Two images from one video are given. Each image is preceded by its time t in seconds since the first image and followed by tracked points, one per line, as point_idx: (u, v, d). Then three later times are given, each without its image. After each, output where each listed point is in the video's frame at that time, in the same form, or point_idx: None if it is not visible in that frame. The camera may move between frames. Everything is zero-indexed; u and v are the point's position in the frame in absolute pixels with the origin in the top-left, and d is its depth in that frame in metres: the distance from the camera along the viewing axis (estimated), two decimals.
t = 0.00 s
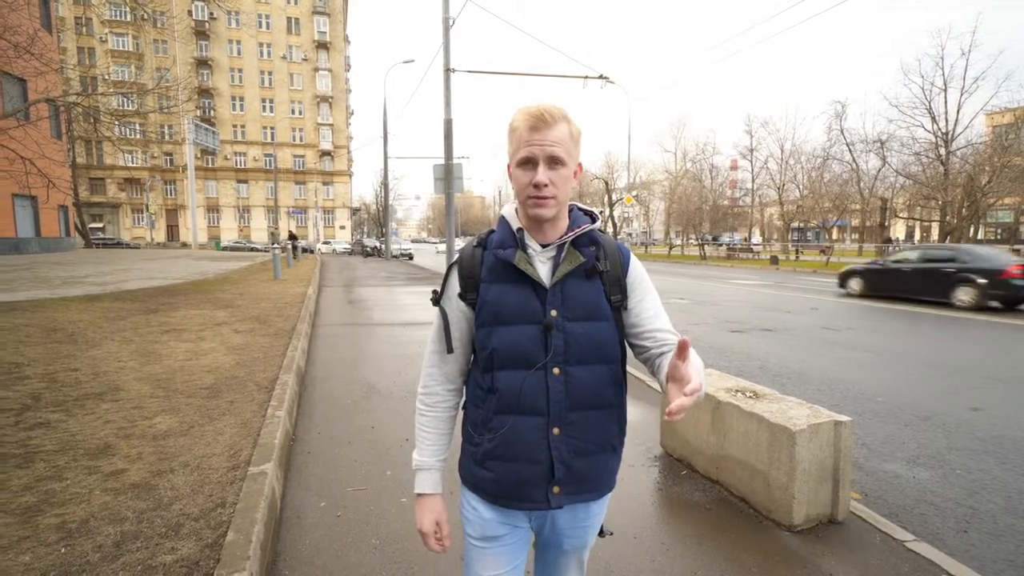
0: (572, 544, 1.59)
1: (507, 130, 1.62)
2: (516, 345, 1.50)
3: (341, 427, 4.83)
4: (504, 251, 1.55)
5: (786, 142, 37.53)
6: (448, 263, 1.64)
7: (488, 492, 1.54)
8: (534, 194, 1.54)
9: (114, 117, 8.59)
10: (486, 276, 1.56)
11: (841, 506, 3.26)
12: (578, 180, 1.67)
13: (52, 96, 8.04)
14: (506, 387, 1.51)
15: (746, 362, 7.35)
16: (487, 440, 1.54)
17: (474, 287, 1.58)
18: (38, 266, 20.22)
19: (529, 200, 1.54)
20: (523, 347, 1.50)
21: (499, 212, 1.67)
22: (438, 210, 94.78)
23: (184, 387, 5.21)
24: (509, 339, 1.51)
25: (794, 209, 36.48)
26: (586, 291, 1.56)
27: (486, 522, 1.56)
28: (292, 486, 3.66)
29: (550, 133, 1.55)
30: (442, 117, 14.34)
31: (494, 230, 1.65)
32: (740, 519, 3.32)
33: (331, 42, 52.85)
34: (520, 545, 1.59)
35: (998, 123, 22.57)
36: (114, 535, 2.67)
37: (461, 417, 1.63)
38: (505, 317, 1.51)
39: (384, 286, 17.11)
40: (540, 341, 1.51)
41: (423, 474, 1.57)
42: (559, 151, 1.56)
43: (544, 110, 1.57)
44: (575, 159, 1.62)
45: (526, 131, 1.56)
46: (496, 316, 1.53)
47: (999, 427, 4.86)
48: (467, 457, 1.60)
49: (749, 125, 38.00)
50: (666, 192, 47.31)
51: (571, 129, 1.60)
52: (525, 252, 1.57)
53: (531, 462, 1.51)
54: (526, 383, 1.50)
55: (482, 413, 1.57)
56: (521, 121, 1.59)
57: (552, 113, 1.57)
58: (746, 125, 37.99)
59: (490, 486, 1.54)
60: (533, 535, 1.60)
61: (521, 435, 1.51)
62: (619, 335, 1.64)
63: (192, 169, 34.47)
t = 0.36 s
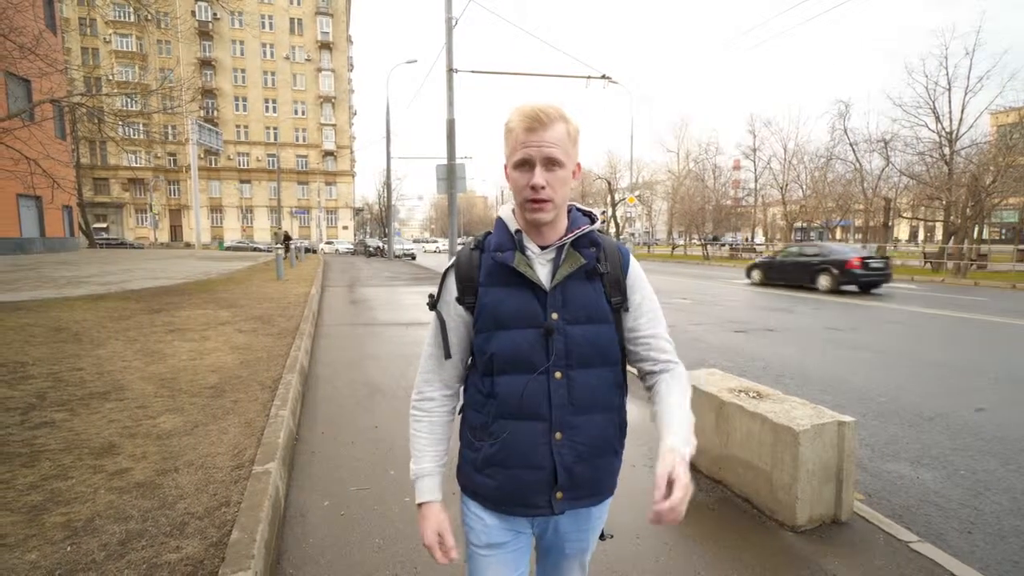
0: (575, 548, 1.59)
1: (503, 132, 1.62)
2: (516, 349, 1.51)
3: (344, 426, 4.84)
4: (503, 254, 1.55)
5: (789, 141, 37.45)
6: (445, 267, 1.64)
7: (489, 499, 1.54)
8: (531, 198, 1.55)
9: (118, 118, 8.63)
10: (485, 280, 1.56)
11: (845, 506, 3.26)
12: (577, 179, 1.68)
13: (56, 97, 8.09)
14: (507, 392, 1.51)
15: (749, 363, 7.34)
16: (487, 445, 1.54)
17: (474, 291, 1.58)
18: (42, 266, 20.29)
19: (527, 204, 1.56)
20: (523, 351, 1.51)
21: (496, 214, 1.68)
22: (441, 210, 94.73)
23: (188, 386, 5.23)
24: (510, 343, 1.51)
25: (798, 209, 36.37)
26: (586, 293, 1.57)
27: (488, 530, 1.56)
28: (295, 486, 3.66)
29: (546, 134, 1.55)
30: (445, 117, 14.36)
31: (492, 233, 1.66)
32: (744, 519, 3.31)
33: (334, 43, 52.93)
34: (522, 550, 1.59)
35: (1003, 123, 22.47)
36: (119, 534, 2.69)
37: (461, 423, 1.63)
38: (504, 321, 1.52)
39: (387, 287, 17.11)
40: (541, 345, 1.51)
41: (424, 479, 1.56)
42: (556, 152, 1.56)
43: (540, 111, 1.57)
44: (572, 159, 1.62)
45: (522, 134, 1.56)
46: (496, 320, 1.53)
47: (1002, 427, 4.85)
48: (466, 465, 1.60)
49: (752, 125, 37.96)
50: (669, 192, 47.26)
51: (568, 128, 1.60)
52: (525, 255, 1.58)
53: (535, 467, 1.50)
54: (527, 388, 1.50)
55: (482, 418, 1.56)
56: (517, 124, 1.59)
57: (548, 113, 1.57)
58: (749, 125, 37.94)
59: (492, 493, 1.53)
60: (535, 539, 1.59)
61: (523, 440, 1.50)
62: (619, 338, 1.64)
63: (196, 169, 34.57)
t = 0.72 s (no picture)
0: (576, 555, 1.58)
1: (495, 124, 1.56)
2: (520, 354, 1.46)
3: (346, 426, 4.84)
4: (504, 254, 1.48)
5: (792, 141, 37.36)
6: (433, 263, 1.51)
7: (495, 518, 1.45)
8: (529, 194, 1.52)
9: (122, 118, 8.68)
10: (483, 281, 1.47)
11: (849, 506, 3.25)
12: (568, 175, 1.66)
13: (60, 97, 8.13)
14: (513, 401, 1.45)
15: (752, 362, 7.31)
16: (490, 461, 1.45)
17: (469, 292, 1.47)
18: (47, 266, 20.39)
19: (522, 201, 1.53)
20: (529, 356, 1.47)
21: (484, 210, 1.61)
22: (443, 210, 94.71)
23: (192, 385, 5.24)
24: (515, 348, 1.46)
25: (801, 209, 36.26)
26: (585, 293, 1.58)
27: (490, 551, 1.48)
28: (298, 485, 3.67)
29: (542, 128, 1.51)
30: (448, 116, 14.37)
31: (482, 230, 1.57)
32: (749, 520, 3.28)
33: (337, 42, 53.03)
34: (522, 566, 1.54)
35: (1008, 121, 22.36)
36: (123, 532, 2.69)
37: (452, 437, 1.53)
38: (506, 325, 1.46)
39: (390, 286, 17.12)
40: (547, 349, 1.49)
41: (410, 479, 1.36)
42: (553, 148, 1.53)
43: (534, 105, 1.53)
44: (567, 155, 1.60)
45: (519, 128, 1.51)
46: (497, 323, 1.46)
47: (1007, 427, 4.83)
48: (463, 483, 1.49)
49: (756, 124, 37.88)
50: (672, 191, 47.25)
51: (564, 122, 1.57)
52: (523, 254, 1.53)
53: (544, 478, 1.47)
54: (534, 395, 1.46)
55: (482, 431, 1.46)
56: (511, 117, 1.53)
57: (544, 107, 1.54)
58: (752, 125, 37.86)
59: (495, 510, 1.45)
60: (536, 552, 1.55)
61: (532, 450, 1.46)
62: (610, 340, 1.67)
63: (199, 169, 34.66)
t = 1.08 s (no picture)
0: (566, 564, 1.53)
1: (477, 112, 1.51)
2: (511, 359, 1.39)
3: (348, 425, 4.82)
4: (491, 252, 1.40)
5: (796, 139, 37.24)
6: (411, 259, 1.39)
7: (485, 533, 1.38)
8: (515, 186, 1.47)
9: (125, 117, 8.68)
10: (468, 282, 1.38)
11: (853, 506, 3.24)
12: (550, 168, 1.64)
13: (64, 97, 8.14)
14: (504, 410, 1.38)
15: (755, 362, 7.28)
16: (480, 473, 1.37)
17: (452, 293, 1.37)
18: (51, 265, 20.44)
19: (508, 192, 1.48)
20: (519, 361, 1.40)
21: (461, 204, 1.53)
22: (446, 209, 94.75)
23: (194, 384, 5.25)
24: (504, 353, 1.39)
25: (804, 207, 36.18)
26: (572, 293, 1.55)
27: (476, 567, 1.40)
28: (300, 484, 3.66)
29: (527, 116, 1.47)
30: (451, 115, 14.36)
31: (461, 225, 1.49)
32: (752, 521, 3.26)
33: (340, 42, 53.04)
34: None
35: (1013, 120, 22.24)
36: (126, 531, 2.70)
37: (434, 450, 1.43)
38: (495, 329, 1.38)
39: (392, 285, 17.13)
40: (537, 353, 1.43)
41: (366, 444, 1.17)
42: (541, 137, 1.49)
43: (521, 91, 1.49)
44: (552, 145, 1.57)
45: (504, 115, 1.47)
46: (485, 327, 1.38)
47: (1012, 428, 4.79)
48: (447, 496, 1.41)
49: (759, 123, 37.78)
50: (674, 190, 47.18)
51: (550, 111, 1.54)
52: (508, 251, 1.48)
53: (537, 488, 1.42)
54: (524, 402, 1.40)
55: (470, 443, 1.38)
56: (497, 104, 1.48)
57: (530, 94, 1.50)
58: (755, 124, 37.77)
59: (485, 525, 1.38)
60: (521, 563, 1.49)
61: (524, 459, 1.40)
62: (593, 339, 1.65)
63: (203, 168, 34.71)
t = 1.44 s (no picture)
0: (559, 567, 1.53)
1: (448, 104, 1.45)
2: (489, 367, 1.37)
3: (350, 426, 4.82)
4: (464, 257, 1.37)
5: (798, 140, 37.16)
6: (382, 272, 1.35)
7: (469, 545, 1.37)
8: (491, 182, 1.42)
9: (128, 119, 8.71)
10: (442, 290, 1.35)
11: (856, 507, 3.22)
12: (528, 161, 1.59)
13: (67, 98, 8.16)
14: (484, 421, 1.36)
15: (757, 363, 7.27)
16: (462, 485, 1.36)
17: (425, 303, 1.34)
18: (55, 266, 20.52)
19: (483, 190, 1.43)
20: (498, 368, 1.38)
21: (432, 204, 1.49)
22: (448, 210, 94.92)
23: (197, 385, 5.26)
24: (483, 362, 1.36)
25: (807, 208, 36.05)
26: (551, 294, 1.53)
27: None
28: (302, 484, 3.67)
29: (501, 107, 1.42)
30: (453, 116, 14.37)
31: (433, 230, 1.45)
32: (755, 523, 3.25)
33: (342, 43, 53.12)
34: None
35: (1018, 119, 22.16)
36: (128, 532, 2.70)
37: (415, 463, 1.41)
38: (473, 338, 1.35)
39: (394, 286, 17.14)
40: (517, 360, 1.41)
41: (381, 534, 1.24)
42: (517, 130, 1.44)
43: (493, 80, 1.43)
44: (529, 137, 1.52)
45: (476, 108, 1.41)
46: (462, 336, 1.35)
47: (1016, 429, 4.76)
48: (428, 509, 1.39)
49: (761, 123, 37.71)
50: (677, 191, 47.13)
51: (524, 101, 1.49)
52: (484, 255, 1.45)
53: (521, 496, 1.40)
54: (504, 411, 1.38)
55: (450, 455, 1.36)
56: (468, 96, 1.42)
57: (503, 83, 1.45)
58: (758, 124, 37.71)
59: (468, 537, 1.37)
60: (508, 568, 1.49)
61: (507, 469, 1.38)
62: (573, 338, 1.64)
63: (205, 169, 34.77)
